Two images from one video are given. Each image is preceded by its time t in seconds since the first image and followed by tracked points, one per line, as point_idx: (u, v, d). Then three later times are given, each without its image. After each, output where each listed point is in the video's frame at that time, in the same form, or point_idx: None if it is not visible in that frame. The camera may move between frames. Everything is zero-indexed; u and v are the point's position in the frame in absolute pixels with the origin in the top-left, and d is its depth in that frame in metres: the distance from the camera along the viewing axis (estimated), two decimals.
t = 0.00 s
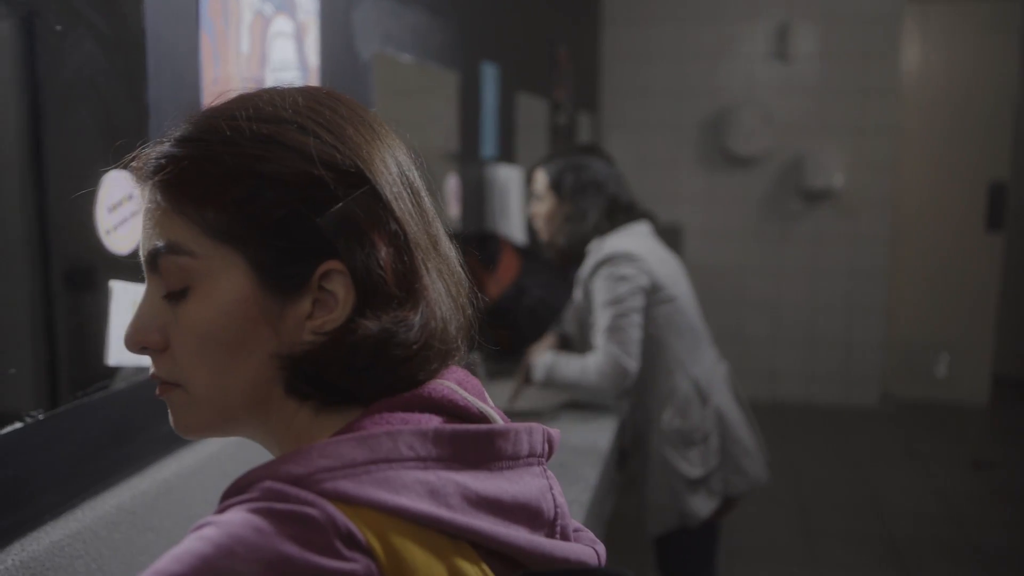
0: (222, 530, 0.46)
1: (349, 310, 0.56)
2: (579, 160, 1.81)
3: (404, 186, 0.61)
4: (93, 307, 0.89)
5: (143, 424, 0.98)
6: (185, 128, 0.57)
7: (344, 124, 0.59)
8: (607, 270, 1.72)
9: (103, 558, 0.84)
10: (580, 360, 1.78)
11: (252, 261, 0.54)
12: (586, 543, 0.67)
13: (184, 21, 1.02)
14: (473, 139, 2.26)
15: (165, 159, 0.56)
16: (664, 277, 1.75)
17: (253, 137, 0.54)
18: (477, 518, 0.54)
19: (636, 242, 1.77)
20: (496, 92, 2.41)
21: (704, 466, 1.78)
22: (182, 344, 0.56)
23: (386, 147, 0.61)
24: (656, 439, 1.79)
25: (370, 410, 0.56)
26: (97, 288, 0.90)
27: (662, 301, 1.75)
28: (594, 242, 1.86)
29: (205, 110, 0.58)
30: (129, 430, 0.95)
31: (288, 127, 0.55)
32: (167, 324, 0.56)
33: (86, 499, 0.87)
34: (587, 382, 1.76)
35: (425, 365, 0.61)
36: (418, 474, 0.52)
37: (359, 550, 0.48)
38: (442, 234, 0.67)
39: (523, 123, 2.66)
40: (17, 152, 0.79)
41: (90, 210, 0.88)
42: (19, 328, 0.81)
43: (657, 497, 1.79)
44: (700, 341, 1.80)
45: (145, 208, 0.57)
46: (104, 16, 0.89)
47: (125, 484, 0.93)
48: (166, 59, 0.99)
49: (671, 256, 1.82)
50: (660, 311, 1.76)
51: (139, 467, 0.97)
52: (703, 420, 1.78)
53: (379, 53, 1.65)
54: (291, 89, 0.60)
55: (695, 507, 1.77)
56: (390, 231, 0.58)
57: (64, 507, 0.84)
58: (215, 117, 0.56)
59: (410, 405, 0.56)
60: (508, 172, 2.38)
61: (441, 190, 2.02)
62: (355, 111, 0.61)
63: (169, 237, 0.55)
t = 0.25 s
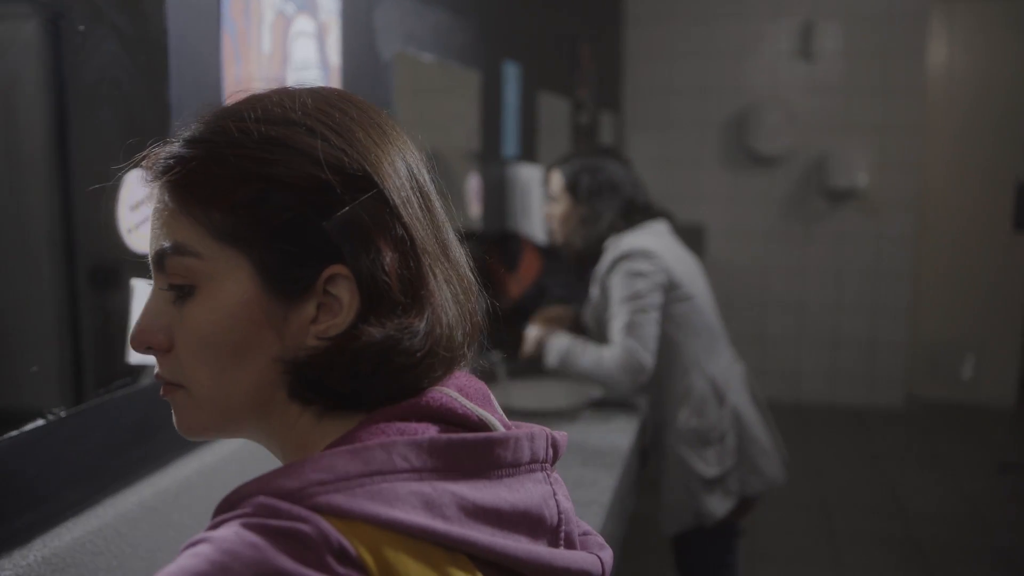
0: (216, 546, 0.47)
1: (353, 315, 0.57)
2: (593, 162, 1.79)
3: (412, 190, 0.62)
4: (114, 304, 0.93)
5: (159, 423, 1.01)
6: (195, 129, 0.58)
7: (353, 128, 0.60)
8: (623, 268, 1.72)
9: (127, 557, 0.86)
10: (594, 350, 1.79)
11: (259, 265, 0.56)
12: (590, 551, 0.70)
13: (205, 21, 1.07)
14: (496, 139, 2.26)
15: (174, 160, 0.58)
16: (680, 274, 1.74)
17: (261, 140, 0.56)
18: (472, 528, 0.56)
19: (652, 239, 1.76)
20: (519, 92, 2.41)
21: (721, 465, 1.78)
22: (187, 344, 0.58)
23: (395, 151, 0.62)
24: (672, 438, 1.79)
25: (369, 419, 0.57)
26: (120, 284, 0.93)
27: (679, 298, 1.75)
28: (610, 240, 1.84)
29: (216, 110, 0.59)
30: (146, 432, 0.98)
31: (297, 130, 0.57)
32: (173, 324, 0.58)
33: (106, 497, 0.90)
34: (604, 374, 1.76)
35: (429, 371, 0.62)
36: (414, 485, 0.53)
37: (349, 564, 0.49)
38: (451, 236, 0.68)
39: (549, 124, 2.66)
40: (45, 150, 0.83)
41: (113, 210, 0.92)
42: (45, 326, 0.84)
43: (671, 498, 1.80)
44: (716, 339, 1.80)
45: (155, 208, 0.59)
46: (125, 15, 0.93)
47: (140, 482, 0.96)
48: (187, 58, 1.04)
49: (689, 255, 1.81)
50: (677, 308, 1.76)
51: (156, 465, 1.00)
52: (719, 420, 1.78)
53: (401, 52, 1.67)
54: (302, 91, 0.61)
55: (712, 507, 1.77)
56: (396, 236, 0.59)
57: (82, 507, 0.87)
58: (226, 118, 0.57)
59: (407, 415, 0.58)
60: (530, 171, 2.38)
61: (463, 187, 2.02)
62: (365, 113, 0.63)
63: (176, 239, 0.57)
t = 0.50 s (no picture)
0: (226, 546, 0.47)
1: (358, 317, 0.57)
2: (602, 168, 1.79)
3: (413, 188, 0.62)
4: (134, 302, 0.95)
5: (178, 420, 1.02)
6: (190, 130, 0.58)
7: (351, 126, 0.60)
8: (635, 264, 1.80)
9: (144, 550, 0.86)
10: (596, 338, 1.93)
11: (260, 268, 0.56)
12: (601, 550, 0.69)
13: (226, 19, 1.07)
14: (516, 137, 2.25)
15: (169, 162, 0.58)
16: (698, 275, 1.75)
17: (259, 140, 0.56)
18: (483, 528, 0.55)
19: (670, 238, 1.79)
20: (537, 92, 2.40)
21: (734, 462, 1.79)
22: (188, 349, 0.57)
23: (394, 149, 0.62)
24: (687, 435, 1.82)
25: (375, 420, 0.57)
26: (140, 283, 0.96)
27: (694, 300, 1.76)
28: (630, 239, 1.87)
29: (210, 110, 0.59)
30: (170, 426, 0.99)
31: (292, 129, 0.56)
32: (174, 329, 0.58)
33: (126, 492, 0.91)
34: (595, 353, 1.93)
35: (435, 372, 0.62)
36: (424, 485, 0.53)
37: (361, 566, 0.49)
38: (453, 233, 0.68)
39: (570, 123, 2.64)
40: (67, 146, 0.86)
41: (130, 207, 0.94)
42: (64, 319, 0.87)
43: (686, 495, 1.81)
44: (737, 339, 1.77)
45: (151, 211, 0.59)
46: (146, 12, 0.95)
47: (162, 478, 0.96)
48: (209, 58, 1.04)
49: (704, 251, 1.78)
50: (692, 308, 1.77)
51: (176, 462, 1.00)
52: (735, 417, 1.78)
53: (421, 49, 1.67)
54: (296, 89, 0.61)
55: (725, 504, 1.79)
56: (398, 235, 0.59)
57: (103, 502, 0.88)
58: (221, 118, 0.57)
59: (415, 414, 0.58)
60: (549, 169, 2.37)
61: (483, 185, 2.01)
62: (361, 111, 0.62)
63: (175, 243, 0.56)
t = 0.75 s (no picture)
0: (255, 545, 0.48)
1: (390, 316, 0.58)
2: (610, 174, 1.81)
3: (446, 186, 0.62)
4: (157, 302, 0.96)
5: (200, 419, 1.03)
6: (225, 127, 0.58)
7: (384, 124, 0.60)
8: (645, 266, 1.79)
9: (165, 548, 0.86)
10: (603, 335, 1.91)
11: (293, 266, 0.56)
12: (628, 553, 0.69)
13: (247, 20, 1.08)
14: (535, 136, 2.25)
15: (205, 157, 0.58)
16: (709, 276, 1.75)
17: (293, 138, 0.56)
18: (510, 531, 0.56)
19: (680, 238, 1.79)
20: (557, 90, 2.40)
21: (746, 464, 1.75)
22: (219, 345, 0.58)
23: (427, 147, 0.62)
24: (700, 436, 1.79)
25: (405, 421, 0.57)
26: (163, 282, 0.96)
27: (706, 300, 1.76)
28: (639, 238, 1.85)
29: (246, 106, 0.59)
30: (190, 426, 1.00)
31: (327, 127, 0.57)
32: (206, 325, 0.58)
33: (148, 490, 0.92)
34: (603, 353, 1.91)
35: (467, 372, 0.62)
36: (453, 488, 0.53)
37: (387, 568, 0.49)
38: (486, 232, 0.68)
39: (589, 121, 2.63)
40: (89, 143, 0.87)
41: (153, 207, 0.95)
42: (85, 318, 0.88)
43: (696, 496, 1.78)
44: (749, 340, 1.79)
45: (186, 206, 0.59)
46: (169, 14, 0.96)
47: (184, 475, 0.97)
48: (230, 58, 1.05)
49: (720, 251, 1.82)
50: (703, 308, 1.77)
51: (198, 459, 1.01)
52: (748, 419, 1.76)
53: (439, 49, 1.67)
54: (331, 85, 0.61)
55: (736, 506, 1.74)
56: (431, 235, 0.59)
57: (125, 499, 0.89)
58: (256, 115, 0.58)
59: (444, 415, 0.58)
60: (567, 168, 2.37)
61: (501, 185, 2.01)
62: (395, 108, 0.62)
63: (208, 240, 0.57)
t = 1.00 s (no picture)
0: (288, 544, 0.48)
1: (420, 312, 0.58)
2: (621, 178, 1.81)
3: (478, 182, 0.62)
4: (179, 301, 0.96)
5: (221, 418, 1.03)
6: (258, 120, 0.59)
7: (417, 120, 0.60)
8: (664, 268, 1.79)
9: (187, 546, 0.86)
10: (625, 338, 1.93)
11: (324, 261, 0.56)
12: (654, 558, 0.69)
13: (268, 21, 1.08)
14: (555, 136, 2.25)
15: (237, 150, 0.58)
16: (727, 277, 1.75)
17: (326, 133, 0.56)
18: (540, 533, 0.55)
19: (700, 240, 1.79)
20: (577, 91, 2.39)
21: (766, 466, 1.74)
22: (249, 339, 0.58)
23: (460, 143, 0.62)
24: (721, 438, 1.78)
25: (436, 418, 0.57)
26: (184, 282, 0.97)
27: (725, 301, 1.75)
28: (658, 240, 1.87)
29: (279, 100, 0.59)
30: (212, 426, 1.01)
31: (360, 123, 0.57)
32: (235, 319, 0.58)
33: (169, 487, 0.92)
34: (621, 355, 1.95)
35: (497, 371, 0.62)
36: (485, 487, 0.53)
37: (421, 565, 0.49)
38: (517, 229, 0.68)
39: (609, 122, 2.63)
40: (111, 142, 0.87)
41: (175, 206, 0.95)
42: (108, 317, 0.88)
43: (715, 498, 1.77)
44: (771, 341, 1.77)
45: (218, 200, 0.59)
46: (192, 14, 0.96)
47: (205, 473, 0.97)
48: (251, 59, 1.06)
49: (739, 253, 1.81)
50: (722, 308, 1.76)
51: (219, 456, 1.02)
52: (769, 420, 1.75)
53: (459, 50, 1.67)
54: (364, 79, 0.61)
55: (756, 508, 1.74)
56: (462, 231, 0.59)
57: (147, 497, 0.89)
58: (289, 109, 0.58)
59: (474, 414, 0.57)
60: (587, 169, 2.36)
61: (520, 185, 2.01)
62: (428, 104, 0.63)
63: (239, 233, 0.57)
